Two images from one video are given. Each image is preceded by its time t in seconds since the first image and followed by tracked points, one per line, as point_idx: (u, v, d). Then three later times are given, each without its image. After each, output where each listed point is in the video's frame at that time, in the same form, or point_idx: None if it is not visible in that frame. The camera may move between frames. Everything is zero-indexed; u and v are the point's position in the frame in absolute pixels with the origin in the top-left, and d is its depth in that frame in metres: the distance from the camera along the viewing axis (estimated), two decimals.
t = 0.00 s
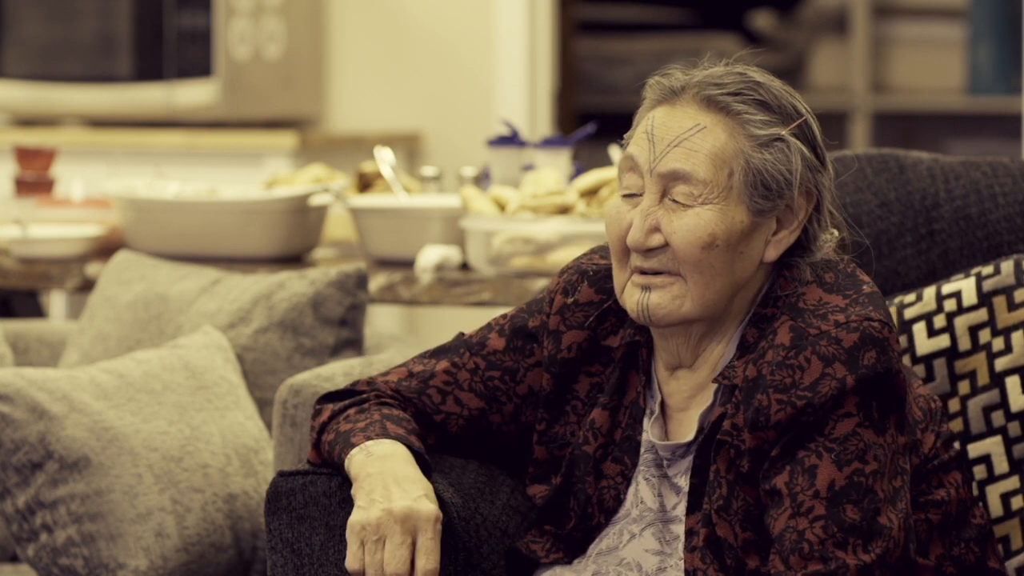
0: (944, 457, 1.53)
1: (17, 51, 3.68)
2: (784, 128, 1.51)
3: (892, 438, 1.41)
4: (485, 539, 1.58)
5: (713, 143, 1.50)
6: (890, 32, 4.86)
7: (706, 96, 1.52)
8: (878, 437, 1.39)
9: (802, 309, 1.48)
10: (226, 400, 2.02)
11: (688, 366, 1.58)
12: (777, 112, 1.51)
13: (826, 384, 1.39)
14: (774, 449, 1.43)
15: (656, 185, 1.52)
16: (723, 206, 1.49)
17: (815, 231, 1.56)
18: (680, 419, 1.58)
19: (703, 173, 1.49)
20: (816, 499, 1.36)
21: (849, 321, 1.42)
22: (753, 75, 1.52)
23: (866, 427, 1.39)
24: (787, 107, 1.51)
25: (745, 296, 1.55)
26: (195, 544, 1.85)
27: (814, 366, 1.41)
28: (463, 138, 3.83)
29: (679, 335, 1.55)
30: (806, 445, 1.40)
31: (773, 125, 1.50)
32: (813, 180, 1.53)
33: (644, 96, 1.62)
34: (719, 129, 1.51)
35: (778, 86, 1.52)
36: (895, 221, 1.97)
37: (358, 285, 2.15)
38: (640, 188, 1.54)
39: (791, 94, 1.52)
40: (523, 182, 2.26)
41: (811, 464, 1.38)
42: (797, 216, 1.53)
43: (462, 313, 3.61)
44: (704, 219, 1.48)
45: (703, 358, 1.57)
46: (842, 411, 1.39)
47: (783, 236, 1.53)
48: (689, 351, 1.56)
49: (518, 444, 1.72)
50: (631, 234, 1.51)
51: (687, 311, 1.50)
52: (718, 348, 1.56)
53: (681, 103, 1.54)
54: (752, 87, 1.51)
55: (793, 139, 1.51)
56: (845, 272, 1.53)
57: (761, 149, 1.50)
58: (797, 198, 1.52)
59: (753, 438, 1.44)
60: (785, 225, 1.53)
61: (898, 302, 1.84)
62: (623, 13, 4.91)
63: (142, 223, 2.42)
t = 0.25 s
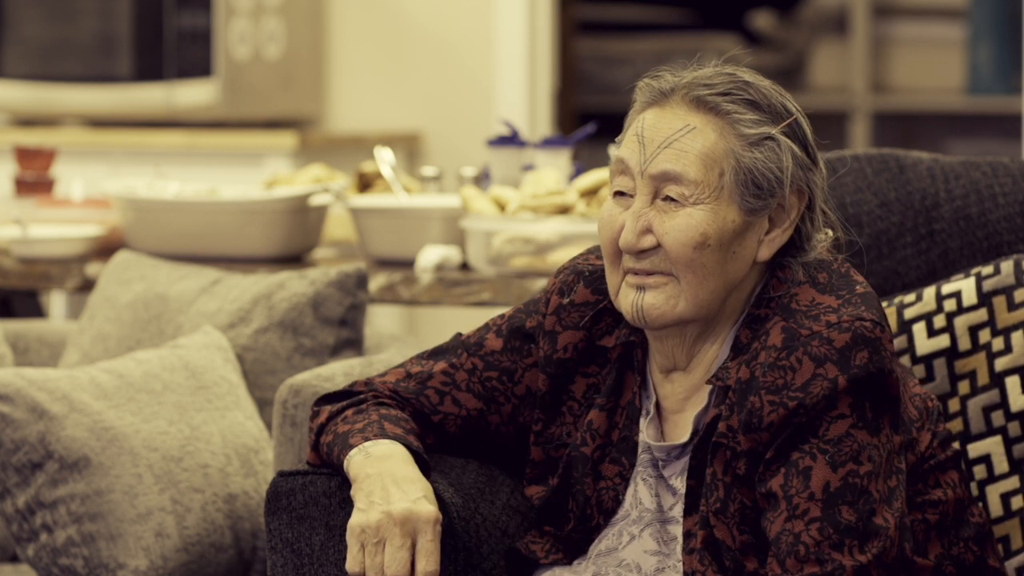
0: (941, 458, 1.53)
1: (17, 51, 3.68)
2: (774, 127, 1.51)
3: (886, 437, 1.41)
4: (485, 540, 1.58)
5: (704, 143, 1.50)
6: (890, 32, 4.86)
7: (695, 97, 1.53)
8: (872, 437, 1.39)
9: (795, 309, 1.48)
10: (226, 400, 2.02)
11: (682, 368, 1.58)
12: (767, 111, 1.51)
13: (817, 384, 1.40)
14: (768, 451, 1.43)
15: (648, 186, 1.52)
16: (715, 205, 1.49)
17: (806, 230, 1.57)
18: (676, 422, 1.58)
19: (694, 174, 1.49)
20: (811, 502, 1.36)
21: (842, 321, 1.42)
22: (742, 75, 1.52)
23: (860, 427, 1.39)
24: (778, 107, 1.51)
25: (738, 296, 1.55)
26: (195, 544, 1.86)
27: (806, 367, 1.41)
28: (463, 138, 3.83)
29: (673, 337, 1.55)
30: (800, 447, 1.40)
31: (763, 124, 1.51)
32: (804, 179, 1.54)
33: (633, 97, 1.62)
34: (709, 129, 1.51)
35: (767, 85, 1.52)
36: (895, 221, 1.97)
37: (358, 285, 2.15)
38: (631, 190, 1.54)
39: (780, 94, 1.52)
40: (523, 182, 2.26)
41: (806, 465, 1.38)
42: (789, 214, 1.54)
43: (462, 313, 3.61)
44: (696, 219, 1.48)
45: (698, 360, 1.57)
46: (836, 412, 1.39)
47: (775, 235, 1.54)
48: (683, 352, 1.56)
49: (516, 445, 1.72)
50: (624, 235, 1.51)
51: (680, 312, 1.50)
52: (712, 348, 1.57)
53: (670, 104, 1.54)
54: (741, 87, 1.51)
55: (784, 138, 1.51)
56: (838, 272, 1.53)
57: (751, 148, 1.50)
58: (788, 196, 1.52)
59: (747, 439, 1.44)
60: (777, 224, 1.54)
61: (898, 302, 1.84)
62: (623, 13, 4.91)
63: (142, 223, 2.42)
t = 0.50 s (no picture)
0: (940, 457, 1.53)
1: (17, 52, 3.68)
2: (775, 125, 1.51)
3: (886, 438, 1.41)
4: (485, 540, 1.58)
5: (705, 140, 1.51)
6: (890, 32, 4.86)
7: (697, 95, 1.53)
8: (872, 438, 1.39)
9: (794, 310, 1.48)
10: (226, 400, 2.02)
11: (682, 367, 1.58)
12: (768, 109, 1.51)
13: (817, 384, 1.40)
14: (768, 452, 1.43)
15: (648, 184, 1.52)
16: (716, 203, 1.49)
17: (806, 229, 1.57)
18: (676, 422, 1.58)
19: (695, 171, 1.49)
20: (812, 502, 1.36)
21: (841, 321, 1.43)
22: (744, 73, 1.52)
23: (860, 428, 1.39)
24: (779, 105, 1.52)
25: (738, 296, 1.55)
26: (195, 544, 1.86)
27: (806, 367, 1.41)
28: (463, 138, 3.83)
29: (674, 335, 1.55)
30: (800, 447, 1.40)
31: (765, 122, 1.51)
32: (805, 178, 1.54)
33: (635, 96, 1.62)
34: (710, 127, 1.51)
35: (768, 84, 1.53)
36: (895, 221, 1.97)
37: (358, 285, 2.15)
38: (632, 187, 1.54)
39: (781, 93, 1.53)
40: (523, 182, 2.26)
41: (805, 466, 1.38)
42: (789, 213, 1.54)
43: (462, 313, 3.60)
44: (697, 216, 1.48)
45: (698, 359, 1.57)
46: (836, 412, 1.39)
47: (776, 234, 1.54)
48: (683, 351, 1.56)
49: (515, 445, 1.72)
50: (624, 232, 1.51)
51: (680, 310, 1.50)
52: (712, 348, 1.57)
53: (672, 102, 1.55)
54: (743, 85, 1.52)
55: (785, 136, 1.51)
56: (838, 271, 1.53)
57: (753, 146, 1.50)
58: (789, 195, 1.52)
59: (747, 439, 1.44)
60: (777, 223, 1.54)
61: (898, 302, 1.84)
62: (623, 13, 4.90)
63: (142, 223, 2.42)
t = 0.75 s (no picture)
0: (940, 457, 1.53)
1: (17, 52, 3.68)
2: (776, 126, 1.51)
3: (886, 438, 1.41)
4: (485, 541, 1.58)
5: (706, 141, 1.51)
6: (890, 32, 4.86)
7: (698, 95, 1.53)
8: (871, 439, 1.39)
9: (794, 310, 1.48)
10: (226, 400, 2.02)
11: (684, 368, 1.58)
12: (769, 110, 1.51)
13: (817, 385, 1.40)
14: (768, 453, 1.43)
15: (649, 184, 1.52)
16: (717, 203, 1.49)
17: (806, 230, 1.57)
18: (676, 422, 1.58)
19: (696, 171, 1.49)
20: (812, 503, 1.36)
21: (840, 322, 1.43)
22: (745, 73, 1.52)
23: (860, 429, 1.39)
24: (779, 106, 1.52)
25: (738, 297, 1.55)
26: (195, 544, 1.85)
27: (805, 368, 1.41)
28: (463, 138, 3.83)
29: (674, 336, 1.55)
30: (799, 448, 1.40)
31: (766, 123, 1.51)
32: (805, 179, 1.54)
33: (634, 96, 1.62)
34: (711, 127, 1.51)
35: (769, 84, 1.53)
36: (895, 221, 1.97)
37: (358, 285, 2.15)
38: (633, 187, 1.54)
39: (782, 93, 1.53)
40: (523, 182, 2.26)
41: (805, 467, 1.38)
42: (790, 214, 1.54)
43: (462, 312, 3.60)
44: (698, 217, 1.48)
45: (699, 360, 1.57)
46: (835, 413, 1.39)
47: (776, 234, 1.54)
48: (684, 352, 1.56)
49: (515, 446, 1.72)
50: (625, 233, 1.51)
51: (681, 311, 1.49)
52: (713, 348, 1.57)
53: (673, 102, 1.55)
54: (744, 86, 1.52)
55: (785, 137, 1.51)
56: (838, 272, 1.53)
57: (754, 147, 1.50)
58: (790, 196, 1.52)
59: (747, 440, 1.44)
60: (778, 224, 1.54)
61: (898, 302, 1.84)
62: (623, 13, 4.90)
63: (142, 223, 2.42)
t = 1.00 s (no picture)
0: (940, 456, 1.53)
1: (17, 51, 3.68)
2: (776, 124, 1.51)
3: (886, 437, 1.41)
4: (485, 540, 1.58)
5: (706, 138, 1.51)
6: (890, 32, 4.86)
7: (699, 92, 1.53)
8: (871, 438, 1.39)
9: (794, 309, 1.48)
10: (226, 400, 2.02)
11: (684, 365, 1.58)
12: (769, 108, 1.52)
13: (817, 382, 1.40)
14: (768, 451, 1.43)
15: (649, 181, 1.52)
16: (717, 200, 1.49)
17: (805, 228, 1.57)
18: (675, 418, 1.58)
19: (697, 168, 1.49)
20: (811, 502, 1.36)
21: (840, 320, 1.43)
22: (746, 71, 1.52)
23: (859, 428, 1.39)
24: (780, 104, 1.52)
25: (738, 295, 1.55)
26: (195, 544, 1.85)
27: (805, 365, 1.41)
28: (463, 138, 3.83)
29: (674, 334, 1.55)
30: (799, 446, 1.40)
31: (766, 121, 1.51)
32: (805, 177, 1.54)
33: (635, 94, 1.62)
34: (712, 125, 1.51)
35: (769, 83, 1.53)
36: (895, 221, 1.97)
37: (358, 285, 2.15)
38: (633, 185, 1.54)
39: (782, 92, 1.53)
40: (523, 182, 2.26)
41: (805, 466, 1.38)
42: (789, 212, 1.54)
43: (461, 312, 3.60)
44: (698, 213, 1.48)
45: (698, 358, 1.57)
46: (835, 412, 1.39)
47: (775, 232, 1.54)
48: (684, 350, 1.56)
49: (515, 444, 1.72)
50: (624, 230, 1.50)
51: (680, 308, 1.49)
52: (712, 346, 1.57)
53: (673, 100, 1.55)
54: (744, 84, 1.52)
55: (786, 135, 1.51)
56: (838, 271, 1.53)
57: (754, 144, 1.50)
58: (789, 194, 1.52)
59: (747, 438, 1.44)
60: (777, 222, 1.54)
61: (898, 302, 1.84)
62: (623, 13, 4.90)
63: (142, 223, 2.42)
